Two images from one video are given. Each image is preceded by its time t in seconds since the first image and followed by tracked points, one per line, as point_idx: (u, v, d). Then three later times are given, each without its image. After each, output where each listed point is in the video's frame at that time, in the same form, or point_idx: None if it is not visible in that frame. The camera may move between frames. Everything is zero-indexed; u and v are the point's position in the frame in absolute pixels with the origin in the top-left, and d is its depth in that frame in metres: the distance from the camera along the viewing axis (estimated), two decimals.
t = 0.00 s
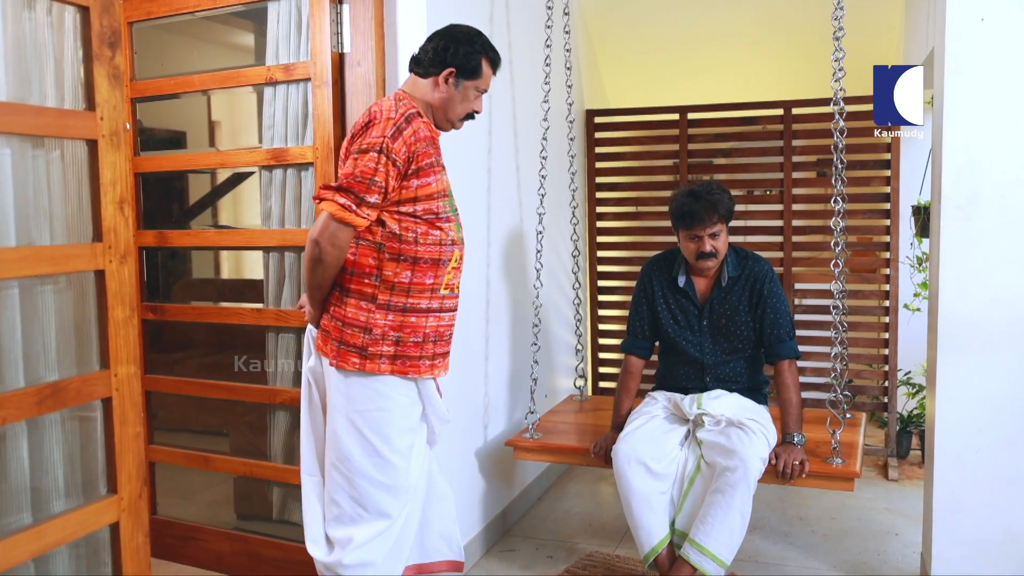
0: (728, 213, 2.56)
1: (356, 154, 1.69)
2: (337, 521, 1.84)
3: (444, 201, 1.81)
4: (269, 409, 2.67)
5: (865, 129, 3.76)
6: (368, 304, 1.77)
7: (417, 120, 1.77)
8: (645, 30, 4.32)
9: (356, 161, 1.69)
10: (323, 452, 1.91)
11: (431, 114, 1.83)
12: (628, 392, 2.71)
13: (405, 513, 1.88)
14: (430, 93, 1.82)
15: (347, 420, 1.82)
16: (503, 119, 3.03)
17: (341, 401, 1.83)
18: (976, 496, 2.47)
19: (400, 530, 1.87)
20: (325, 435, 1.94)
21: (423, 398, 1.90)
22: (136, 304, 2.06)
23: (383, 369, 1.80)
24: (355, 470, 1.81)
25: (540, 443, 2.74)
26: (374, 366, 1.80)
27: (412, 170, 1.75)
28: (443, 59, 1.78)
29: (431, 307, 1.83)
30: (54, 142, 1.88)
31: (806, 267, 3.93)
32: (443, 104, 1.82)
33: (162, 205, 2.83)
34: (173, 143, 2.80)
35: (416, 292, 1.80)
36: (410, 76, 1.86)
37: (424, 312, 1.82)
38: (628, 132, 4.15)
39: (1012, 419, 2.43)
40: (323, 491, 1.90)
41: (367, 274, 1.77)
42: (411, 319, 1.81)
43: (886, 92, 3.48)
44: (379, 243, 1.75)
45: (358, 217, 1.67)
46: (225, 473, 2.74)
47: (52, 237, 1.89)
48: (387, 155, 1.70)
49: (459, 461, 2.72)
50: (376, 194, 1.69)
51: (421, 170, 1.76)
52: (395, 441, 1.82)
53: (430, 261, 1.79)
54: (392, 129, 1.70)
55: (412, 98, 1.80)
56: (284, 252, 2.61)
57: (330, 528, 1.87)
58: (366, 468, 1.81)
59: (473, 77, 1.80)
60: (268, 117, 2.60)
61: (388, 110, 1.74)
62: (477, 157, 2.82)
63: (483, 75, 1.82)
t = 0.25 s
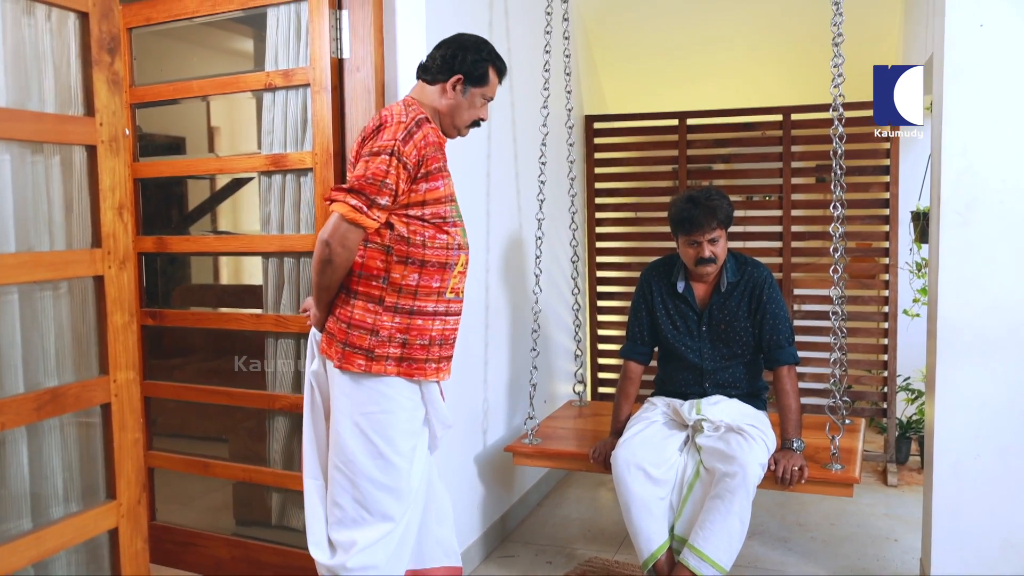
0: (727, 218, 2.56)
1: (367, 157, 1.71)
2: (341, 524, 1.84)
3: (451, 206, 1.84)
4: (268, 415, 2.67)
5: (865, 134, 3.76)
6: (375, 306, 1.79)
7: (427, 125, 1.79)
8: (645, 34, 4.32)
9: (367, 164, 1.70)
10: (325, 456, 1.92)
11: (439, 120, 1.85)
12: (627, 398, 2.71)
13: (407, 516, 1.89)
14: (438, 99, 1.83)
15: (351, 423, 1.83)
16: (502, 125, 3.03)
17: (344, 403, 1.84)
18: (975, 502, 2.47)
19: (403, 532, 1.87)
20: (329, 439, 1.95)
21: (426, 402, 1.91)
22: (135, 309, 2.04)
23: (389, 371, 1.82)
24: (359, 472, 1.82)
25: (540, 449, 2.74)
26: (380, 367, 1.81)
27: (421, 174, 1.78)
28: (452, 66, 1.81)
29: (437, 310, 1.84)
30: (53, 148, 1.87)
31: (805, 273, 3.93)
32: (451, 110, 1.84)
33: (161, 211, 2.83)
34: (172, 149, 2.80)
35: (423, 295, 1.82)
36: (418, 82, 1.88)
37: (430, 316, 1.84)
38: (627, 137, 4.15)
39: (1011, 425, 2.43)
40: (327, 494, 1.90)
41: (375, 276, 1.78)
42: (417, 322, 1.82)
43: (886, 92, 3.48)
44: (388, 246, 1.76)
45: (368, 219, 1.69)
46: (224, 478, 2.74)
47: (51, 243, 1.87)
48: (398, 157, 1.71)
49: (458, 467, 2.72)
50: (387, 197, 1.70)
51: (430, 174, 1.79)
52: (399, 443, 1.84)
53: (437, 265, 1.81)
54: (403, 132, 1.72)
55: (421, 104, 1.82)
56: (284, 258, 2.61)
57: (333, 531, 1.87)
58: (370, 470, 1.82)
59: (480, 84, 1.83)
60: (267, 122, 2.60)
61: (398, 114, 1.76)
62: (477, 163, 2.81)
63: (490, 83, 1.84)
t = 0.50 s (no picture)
0: (727, 221, 2.56)
1: (375, 159, 1.71)
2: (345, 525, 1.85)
3: (454, 208, 1.86)
4: (268, 417, 2.67)
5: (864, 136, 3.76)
6: (380, 307, 1.79)
7: (432, 128, 1.79)
8: (644, 37, 4.32)
9: (374, 165, 1.70)
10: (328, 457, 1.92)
11: (442, 123, 1.86)
12: (627, 401, 2.70)
13: (410, 516, 1.90)
14: (441, 102, 1.84)
15: (354, 423, 1.84)
16: (502, 128, 3.03)
17: (347, 405, 1.84)
18: (974, 505, 2.47)
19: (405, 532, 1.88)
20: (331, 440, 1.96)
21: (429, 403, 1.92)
22: (135, 312, 2.01)
23: (394, 372, 1.82)
24: (363, 473, 1.82)
25: (539, 451, 2.74)
26: (385, 368, 1.82)
27: (426, 175, 1.79)
28: (455, 69, 1.82)
29: (441, 310, 1.85)
30: (54, 150, 1.84)
31: (805, 275, 3.93)
32: (454, 113, 1.85)
33: (161, 213, 2.83)
34: (172, 151, 2.80)
35: (427, 296, 1.83)
36: (420, 86, 1.89)
37: (434, 316, 1.84)
38: (627, 139, 4.15)
39: (1010, 429, 2.43)
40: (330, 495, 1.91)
41: (380, 278, 1.79)
42: (421, 322, 1.83)
43: (886, 92, 3.51)
44: (393, 247, 1.77)
45: (376, 220, 1.68)
46: (224, 481, 2.75)
47: (52, 245, 1.84)
48: (405, 159, 1.72)
49: (458, 470, 2.72)
50: (394, 198, 1.70)
51: (435, 176, 1.80)
52: (402, 444, 1.85)
53: (441, 266, 1.82)
54: (410, 134, 1.73)
55: (423, 107, 1.83)
56: (283, 260, 2.61)
57: (336, 532, 1.87)
58: (374, 471, 1.83)
59: (482, 87, 1.84)
60: (267, 124, 2.60)
61: (404, 116, 1.76)
62: (477, 165, 2.81)
63: (492, 87, 1.86)
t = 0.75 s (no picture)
0: (727, 222, 2.56)
1: (380, 160, 1.73)
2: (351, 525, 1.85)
3: (455, 209, 1.89)
4: (268, 418, 2.67)
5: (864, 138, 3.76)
6: (384, 308, 1.80)
7: (434, 130, 1.81)
8: (644, 38, 4.33)
9: (380, 166, 1.72)
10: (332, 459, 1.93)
11: (442, 126, 1.87)
12: (627, 402, 2.70)
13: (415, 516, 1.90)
14: (442, 105, 1.86)
15: (358, 424, 1.84)
16: (502, 129, 3.04)
17: (351, 406, 1.84)
18: (974, 507, 2.47)
19: (411, 532, 1.89)
20: (335, 440, 1.96)
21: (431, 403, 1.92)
22: (135, 313, 1.99)
23: (399, 372, 1.83)
24: (368, 474, 1.83)
25: (539, 452, 2.73)
26: (390, 368, 1.82)
27: (430, 177, 1.81)
28: (456, 72, 1.83)
29: (444, 311, 1.87)
30: (56, 152, 1.83)
31: (805, 276, 3.94)
32: (454, 115, 1.87)
33: (161, 215, 2.83)
34: (171, 153, 2.80)
35: (430, 297, 1.84)
36: (420, 89, 1.90)
37: (437, 317, 1.86)
38: (627, 140, 4.15)
39: (1010, 430, 2.43)
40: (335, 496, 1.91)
41: (384, 278, 1.79)
42: (425, 322, 1.85)
43: (886, 92, 3.51)
44: (397, 248, 1.78)
45: (382, 220, 1.70)
46: (224, 482, 2.75)
47: (53, 246, 1.83)
48: (410, 160, 1.74)
49: (458, 472, 2.72)
50: (400, 198, 1.72)
51: (438, 178, 1.83)
52: (407, 444, 1.85)
53: (443, 267, 1.85)
54: (415, 135, 1.75)
55: (424, 109, 1.84)
56: (283, 262, 2.61)
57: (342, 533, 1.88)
58: (379, 471, 1.83)
59: (483, 90, 1.86)
60: (267, 126, 2.60)
61: (407, 118, 1.78)
62: (477, 167, 2.82)
63: (492, 90, 1.88)
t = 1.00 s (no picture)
0: (727, 223, 2.56)
1: (392, 163, 1.74)
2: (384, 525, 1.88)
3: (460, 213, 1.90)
4: (268, 419, 2.67)
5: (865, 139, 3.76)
6: (393, 310, 1.81)
7: (443, 134, 1.83)
8: (644, 39, 4.33)
9: (392, 170, 1.73)
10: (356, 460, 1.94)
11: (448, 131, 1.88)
12: (627, 403, 2.70)
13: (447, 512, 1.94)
14: (449, 109, 1.87)
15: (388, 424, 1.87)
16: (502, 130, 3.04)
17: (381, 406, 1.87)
18: (974, 508, 2.47)
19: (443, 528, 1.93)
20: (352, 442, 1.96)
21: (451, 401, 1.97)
22: (135, 314, 1.99)
23: (409, 373, 1.85)
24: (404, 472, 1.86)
25: (539, 454, 2.73)
26: (400, 370, 1.85)
27: (439, 181, 1.82)
28: (464, 78, 1.85)
29: (448, 314, 1.90)
30: (58, 153, 1.83)
31: (805, 278, 3.94)
32: (460, 120, 1.88)
33: (161, 216, 2.83)
34: (171, 154, 2.80)
35: (435, 300, 1.86)
36: (425, 93, 1.90)
37: (442, 319, 1.88)
38: (627, 141, 4.15)
39: (1011, 431, 2.43)
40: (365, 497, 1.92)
41: (392, 281, 1.81)
42: (431, 325, 1.87)
43: (886, 92, 3.50)
44: (405, 251, 1.79)
45: (395, 224, 1.71)
46: (224, 483, 2.75)
47: (54, 248, 1.83)
48: (421, 164, 1.75)
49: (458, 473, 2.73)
50: (411, 202, 1.73)
51: (446, 182, 1.84)
52: (438, 441, 1.89)
53: (449, 270, 1.87)
54: (426, 139, 1.76)
55: (431, 113, 1.85)
56: (283, 263, 2.61)
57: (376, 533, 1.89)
58: (414, 469, 1.87)
59: (488, 96, 1.88)
60: (267, 127, 2.60)
61: (417, 121, 1.79)
62: (477, 168, 2.82)
63: (496, 96, 1.90)
